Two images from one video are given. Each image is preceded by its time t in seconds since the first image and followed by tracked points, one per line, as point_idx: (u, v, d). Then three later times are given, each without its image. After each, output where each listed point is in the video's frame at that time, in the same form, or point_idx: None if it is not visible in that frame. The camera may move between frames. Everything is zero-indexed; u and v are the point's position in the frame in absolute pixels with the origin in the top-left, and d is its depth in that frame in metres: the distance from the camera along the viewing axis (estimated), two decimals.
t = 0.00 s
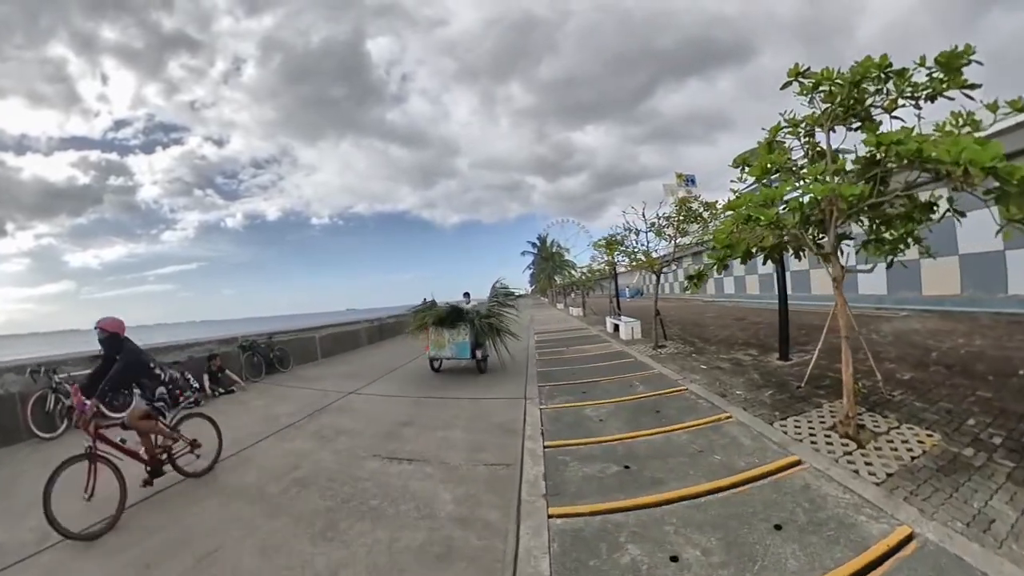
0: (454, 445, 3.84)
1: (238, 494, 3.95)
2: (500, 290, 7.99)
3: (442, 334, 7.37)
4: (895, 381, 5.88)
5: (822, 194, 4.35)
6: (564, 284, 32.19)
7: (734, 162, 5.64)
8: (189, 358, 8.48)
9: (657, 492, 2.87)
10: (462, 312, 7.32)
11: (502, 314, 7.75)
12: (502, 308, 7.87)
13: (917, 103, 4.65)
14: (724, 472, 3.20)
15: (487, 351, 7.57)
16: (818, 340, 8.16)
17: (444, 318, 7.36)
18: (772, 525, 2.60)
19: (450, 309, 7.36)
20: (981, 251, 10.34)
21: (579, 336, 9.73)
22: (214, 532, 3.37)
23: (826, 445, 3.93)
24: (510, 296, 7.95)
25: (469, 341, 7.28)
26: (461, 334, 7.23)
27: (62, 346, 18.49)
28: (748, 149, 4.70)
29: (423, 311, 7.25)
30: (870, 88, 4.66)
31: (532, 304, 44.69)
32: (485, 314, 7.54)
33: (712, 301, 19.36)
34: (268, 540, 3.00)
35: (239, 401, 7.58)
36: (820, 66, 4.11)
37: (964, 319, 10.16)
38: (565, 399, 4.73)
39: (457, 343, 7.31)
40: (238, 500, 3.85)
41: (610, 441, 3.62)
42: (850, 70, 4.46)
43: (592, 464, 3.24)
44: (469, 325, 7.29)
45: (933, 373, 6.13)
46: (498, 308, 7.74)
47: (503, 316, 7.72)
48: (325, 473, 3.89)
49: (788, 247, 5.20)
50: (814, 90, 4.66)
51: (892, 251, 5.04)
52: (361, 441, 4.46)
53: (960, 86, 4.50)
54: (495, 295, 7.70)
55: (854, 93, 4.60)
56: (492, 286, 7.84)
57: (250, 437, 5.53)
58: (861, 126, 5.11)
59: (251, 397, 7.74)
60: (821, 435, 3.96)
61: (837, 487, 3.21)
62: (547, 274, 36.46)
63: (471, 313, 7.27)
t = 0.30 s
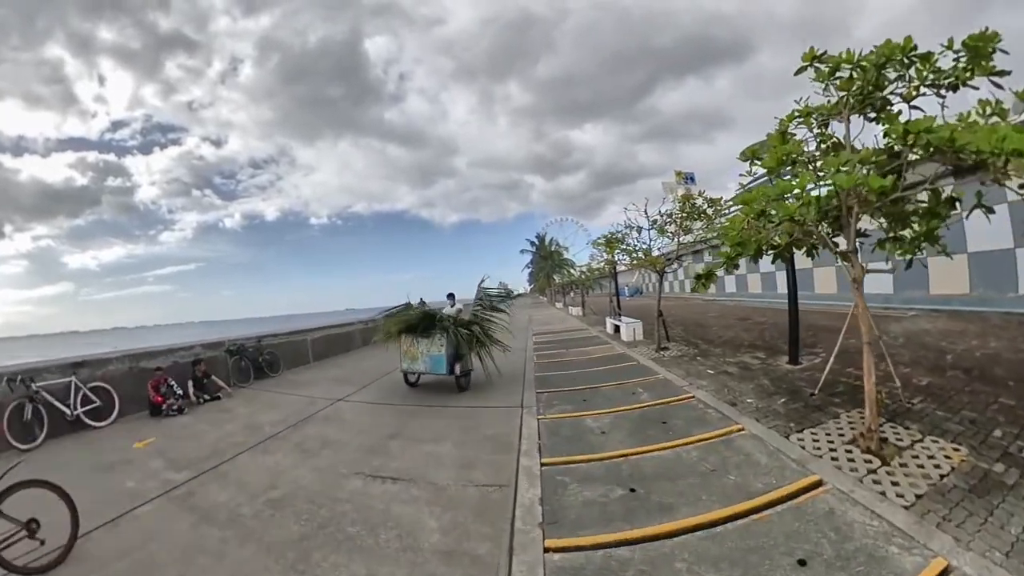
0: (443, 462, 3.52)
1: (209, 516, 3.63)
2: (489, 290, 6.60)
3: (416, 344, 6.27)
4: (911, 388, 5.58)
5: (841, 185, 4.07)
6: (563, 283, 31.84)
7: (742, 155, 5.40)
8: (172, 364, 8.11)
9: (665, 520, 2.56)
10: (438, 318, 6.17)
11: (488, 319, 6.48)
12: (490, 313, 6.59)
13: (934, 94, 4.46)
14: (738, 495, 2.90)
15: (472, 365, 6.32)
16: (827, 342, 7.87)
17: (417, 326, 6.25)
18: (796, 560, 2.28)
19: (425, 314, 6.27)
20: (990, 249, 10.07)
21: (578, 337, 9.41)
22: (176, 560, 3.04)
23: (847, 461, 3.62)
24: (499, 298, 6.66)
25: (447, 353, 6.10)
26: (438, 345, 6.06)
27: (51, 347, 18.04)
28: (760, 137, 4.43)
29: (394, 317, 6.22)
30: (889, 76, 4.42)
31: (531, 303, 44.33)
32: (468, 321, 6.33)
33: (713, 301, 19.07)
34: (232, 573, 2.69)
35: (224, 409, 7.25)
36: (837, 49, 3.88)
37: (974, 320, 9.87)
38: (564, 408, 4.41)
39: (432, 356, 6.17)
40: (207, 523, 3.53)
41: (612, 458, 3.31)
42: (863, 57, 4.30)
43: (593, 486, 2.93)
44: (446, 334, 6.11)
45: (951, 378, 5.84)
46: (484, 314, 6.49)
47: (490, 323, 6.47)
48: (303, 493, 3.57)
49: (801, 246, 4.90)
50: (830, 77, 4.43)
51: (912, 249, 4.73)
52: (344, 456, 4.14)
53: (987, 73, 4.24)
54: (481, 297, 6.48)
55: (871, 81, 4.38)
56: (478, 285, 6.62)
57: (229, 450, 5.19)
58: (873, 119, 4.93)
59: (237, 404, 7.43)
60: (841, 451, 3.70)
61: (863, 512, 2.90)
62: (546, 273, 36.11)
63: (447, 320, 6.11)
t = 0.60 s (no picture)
0: (434, 481, 3.20)
1: (176, 538, 3.30)
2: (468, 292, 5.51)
3: (378, 358, 5.17)
4: (931, 394, 5.28)
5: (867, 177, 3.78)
6: (562, 283, 31.55)
7: (754, 148, 5.11)
8: (156, 368, 7.78)
9: (681, 551, 2.25)
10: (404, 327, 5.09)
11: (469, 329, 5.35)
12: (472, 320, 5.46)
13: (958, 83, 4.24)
14: (763, 521, 2.57)
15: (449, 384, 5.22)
16: (838, 345, 7.56)
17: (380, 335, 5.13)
18: None
19: (390, 320, 5.23)
20: (1001, 248, 9.81)
21: (579, 340, 9.10)
22: None
23: (876, 478, 3.30)
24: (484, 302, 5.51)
25: (414, 370, 5.00)
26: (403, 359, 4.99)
27: (39, 348, 17.62)
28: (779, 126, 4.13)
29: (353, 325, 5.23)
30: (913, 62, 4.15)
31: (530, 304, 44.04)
32: (443, 329, 5.21)
33: (715, 302, 18.79)
34: None
35: (208, 416, 6.91)
36: (859, 32, 3.65)
37: (986, 321, 9.61)
38: (566, 417, 4.08)
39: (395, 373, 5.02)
40: (174, 547, 3.19)
41: (620, 476, 2.99)
42: (885, 42, 4.06)
43: (600, 511, 2.61)
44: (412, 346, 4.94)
45: (973, 384, 5.53)
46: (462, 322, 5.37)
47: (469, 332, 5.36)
48: (280, 515, 3.24)
49: (819, 244, 4.60)
50: (848, 65, 4.19)
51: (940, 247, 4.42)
52: (328, 471, 3.82)
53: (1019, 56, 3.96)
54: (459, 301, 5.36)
55: (893, 67, 4.12)
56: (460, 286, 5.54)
57: (208, 463, 4.86)
58: (891, 112, 4.71)
59: (222, 410, 7.09)
60: (868, 467, 3.41)
61: (900, 539, 2.58)
62: (545, 274, 35.80)
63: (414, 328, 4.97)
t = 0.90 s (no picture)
0: (425, 502, 2.92)
1: (142, 562, 3.01)
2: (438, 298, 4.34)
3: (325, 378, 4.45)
4: (952, 401, 5.01)
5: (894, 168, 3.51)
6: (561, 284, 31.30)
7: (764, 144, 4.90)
8: (141, 372, 7.48)
9: None
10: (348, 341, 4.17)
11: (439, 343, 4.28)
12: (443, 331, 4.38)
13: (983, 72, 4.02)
14: (791, 549, 2.30)
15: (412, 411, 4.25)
16: (848, 348, 7.30)
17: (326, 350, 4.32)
18: None
19: (334, 331, 4.37)
20: (1011, 248, 9.58)
21: (579, 342, 8.81)
22: None
23: (906, 496, 3.02)
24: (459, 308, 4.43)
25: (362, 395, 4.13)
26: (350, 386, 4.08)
27: (23, 351, 17.14)
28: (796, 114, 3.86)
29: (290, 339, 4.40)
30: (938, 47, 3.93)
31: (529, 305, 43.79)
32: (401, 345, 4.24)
33: (717, 303, 18.54)
34: None
35: (194, 423, 6.61)
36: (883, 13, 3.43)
37: (996, 322, 9.37)
38: (568, 427, 3.79)
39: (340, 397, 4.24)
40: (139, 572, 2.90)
41: (628, 497, 2.71)
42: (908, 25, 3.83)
43: (607, 539, 2.33)
44: (360, 367, 4.09)
45: (995, 389, 5.27)
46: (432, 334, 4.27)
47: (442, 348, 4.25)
48: (256, 538, 2.96)
49: (837, 242, 4.32)
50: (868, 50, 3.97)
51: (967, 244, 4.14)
52: (312, 488, 3.54)
53: None
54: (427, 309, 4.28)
55: (918, 52, 3.88)
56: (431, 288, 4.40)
57: (187, 476, 4.57)
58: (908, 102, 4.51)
59: (208, 416, 6.78)
60: (896, 485, 3.13)
61: (941, 569, 2.30)
62: (544, 274, 35.53)
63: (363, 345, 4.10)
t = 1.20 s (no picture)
0: (411, 525, 2.63)
1: None
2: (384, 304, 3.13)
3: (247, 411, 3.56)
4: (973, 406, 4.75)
5: (925, 155, 3.24)
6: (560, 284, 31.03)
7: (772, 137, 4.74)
8: (124, 376, 7.16)
9: None
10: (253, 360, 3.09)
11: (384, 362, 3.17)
12: (392, 345, 3.28)
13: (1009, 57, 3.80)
14: None
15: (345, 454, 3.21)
16: (858, 349, 7.05)
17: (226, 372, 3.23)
18: None
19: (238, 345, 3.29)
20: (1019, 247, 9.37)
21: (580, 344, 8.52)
22: None
23: (939, 516, 2.74)
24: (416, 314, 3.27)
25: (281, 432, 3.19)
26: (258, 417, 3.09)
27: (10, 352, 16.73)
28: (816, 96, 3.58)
29: (182, 352, 3.38)
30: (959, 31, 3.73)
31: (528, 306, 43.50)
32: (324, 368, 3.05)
33: (717, 304, 18.30)
34: None
35: (176, 430, 6.28)
36: None
37: (1007, 322, 9.13)
38: (569, 438, 3.49)
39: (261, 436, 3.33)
40: None
41: (635, 522, 2.42)
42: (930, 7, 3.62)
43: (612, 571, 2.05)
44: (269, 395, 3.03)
45: (1017, 393, 5.01)
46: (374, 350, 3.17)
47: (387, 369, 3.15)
48: (225, 561, 2.67)
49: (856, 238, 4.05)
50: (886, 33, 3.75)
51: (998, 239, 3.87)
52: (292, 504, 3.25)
53: None
54: (367, 317, 3.08)
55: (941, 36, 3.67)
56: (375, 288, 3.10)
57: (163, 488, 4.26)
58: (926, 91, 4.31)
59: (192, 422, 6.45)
60: (927, 504, 2.85)
61: None
62: (543, 275, 35.26)
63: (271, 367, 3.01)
